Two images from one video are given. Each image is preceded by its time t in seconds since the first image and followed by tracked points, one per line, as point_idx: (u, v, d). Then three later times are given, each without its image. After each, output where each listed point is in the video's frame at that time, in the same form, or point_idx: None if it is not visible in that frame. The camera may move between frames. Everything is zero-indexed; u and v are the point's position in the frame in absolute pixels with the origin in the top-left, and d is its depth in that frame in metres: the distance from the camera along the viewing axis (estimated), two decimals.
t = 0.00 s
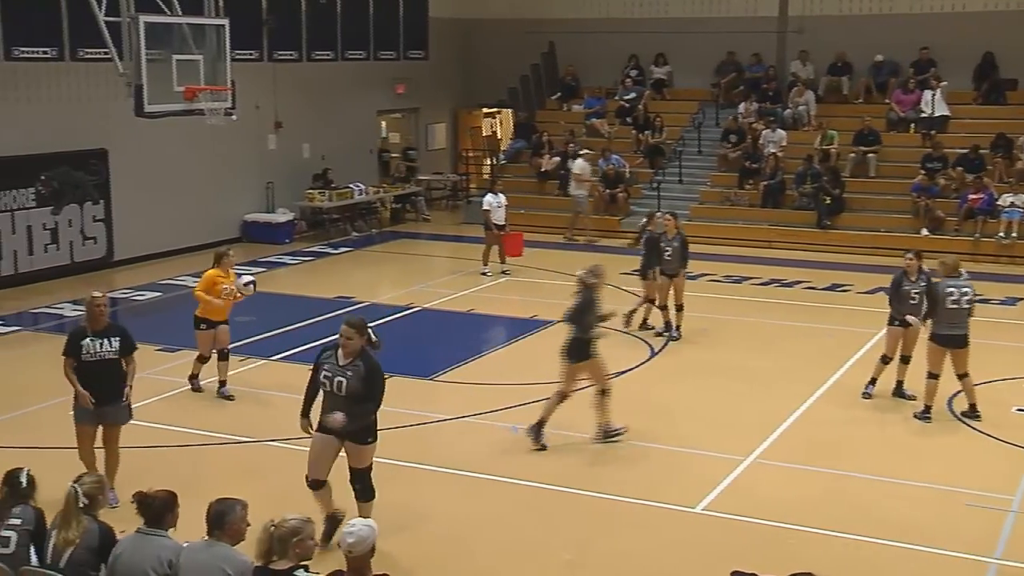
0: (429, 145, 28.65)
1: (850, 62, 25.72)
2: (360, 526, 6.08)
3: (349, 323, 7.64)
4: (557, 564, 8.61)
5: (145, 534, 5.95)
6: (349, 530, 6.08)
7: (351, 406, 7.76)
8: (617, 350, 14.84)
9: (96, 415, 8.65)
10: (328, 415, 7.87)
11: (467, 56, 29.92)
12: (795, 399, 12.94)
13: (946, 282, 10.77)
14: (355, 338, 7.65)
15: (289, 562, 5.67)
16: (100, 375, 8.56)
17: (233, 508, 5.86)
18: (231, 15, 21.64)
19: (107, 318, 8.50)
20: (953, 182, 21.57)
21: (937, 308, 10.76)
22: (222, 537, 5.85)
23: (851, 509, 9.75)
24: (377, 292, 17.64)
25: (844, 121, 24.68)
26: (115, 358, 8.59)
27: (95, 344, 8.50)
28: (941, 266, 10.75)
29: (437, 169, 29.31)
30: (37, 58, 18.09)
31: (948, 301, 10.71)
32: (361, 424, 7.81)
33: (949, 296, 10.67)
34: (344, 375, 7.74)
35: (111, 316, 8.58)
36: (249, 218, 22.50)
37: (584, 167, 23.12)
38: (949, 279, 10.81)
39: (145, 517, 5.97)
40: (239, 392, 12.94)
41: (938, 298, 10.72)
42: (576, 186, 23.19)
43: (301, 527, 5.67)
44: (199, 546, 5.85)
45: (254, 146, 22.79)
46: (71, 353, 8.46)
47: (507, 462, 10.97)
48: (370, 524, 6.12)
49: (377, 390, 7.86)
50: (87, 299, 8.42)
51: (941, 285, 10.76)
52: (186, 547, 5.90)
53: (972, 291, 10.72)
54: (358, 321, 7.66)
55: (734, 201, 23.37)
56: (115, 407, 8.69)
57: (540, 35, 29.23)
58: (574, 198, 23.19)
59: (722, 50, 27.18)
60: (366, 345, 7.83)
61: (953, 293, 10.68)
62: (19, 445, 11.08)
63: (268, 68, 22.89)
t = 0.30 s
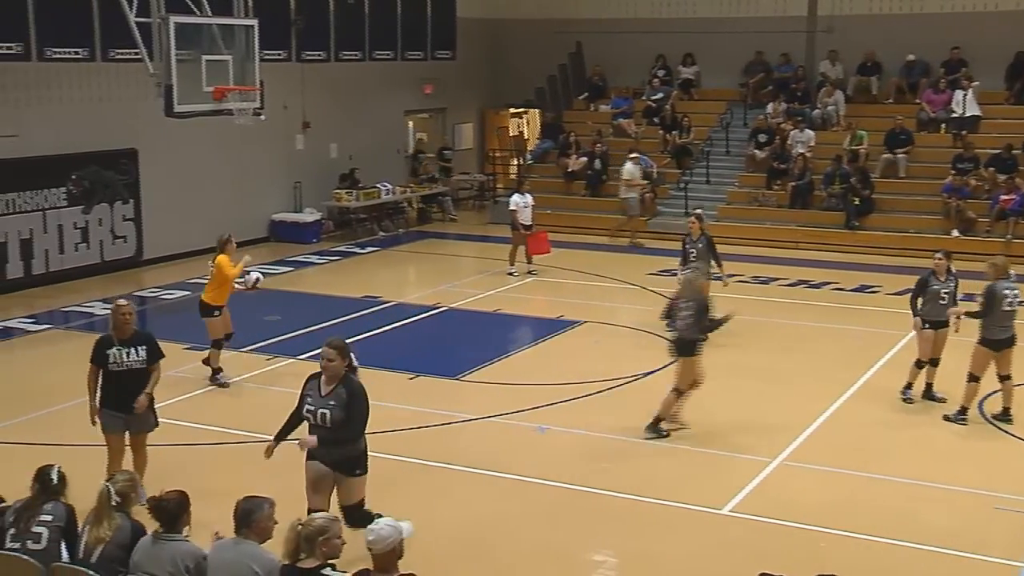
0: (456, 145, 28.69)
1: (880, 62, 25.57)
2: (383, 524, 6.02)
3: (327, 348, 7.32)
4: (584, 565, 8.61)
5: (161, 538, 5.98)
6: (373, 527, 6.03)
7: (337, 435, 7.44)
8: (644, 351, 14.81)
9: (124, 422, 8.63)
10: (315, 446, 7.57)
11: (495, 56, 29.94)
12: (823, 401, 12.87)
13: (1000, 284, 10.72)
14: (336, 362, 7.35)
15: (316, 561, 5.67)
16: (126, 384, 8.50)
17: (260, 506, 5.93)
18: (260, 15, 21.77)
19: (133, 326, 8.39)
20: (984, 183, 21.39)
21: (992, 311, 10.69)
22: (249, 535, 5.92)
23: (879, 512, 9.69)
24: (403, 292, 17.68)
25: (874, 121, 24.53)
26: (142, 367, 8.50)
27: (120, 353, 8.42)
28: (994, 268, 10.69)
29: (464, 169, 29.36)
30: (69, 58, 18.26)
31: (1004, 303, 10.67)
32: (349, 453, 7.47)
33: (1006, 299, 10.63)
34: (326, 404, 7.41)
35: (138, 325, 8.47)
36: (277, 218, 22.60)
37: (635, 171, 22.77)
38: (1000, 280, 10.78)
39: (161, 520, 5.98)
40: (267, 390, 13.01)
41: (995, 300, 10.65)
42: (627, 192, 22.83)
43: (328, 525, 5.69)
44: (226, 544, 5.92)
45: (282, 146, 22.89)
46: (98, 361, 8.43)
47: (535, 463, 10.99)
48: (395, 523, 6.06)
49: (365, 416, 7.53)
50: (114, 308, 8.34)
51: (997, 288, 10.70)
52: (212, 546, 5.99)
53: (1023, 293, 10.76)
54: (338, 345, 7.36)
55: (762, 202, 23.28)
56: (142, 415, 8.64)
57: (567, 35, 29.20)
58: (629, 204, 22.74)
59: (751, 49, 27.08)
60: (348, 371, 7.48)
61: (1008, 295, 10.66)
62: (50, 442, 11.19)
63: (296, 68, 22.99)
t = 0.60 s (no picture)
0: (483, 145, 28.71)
1: (911, 61, 25.39)
2: (409, 524, 5.95)
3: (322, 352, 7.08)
4: (610, 565, 8.60)
5: (188, 536, 6.02)
6: (399, 527, 5.96)
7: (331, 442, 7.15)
8: (672, 352, 14.77)
9: (147, 430, 8.35)
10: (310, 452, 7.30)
11: (522, 56, 29.94)
12: (852, 403, 12.79)
13: None
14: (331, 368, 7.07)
15: (344, 560, 5.68)
16: (151, 390, 8.25)
17: (288, 505, 5.97)
18: (289, 16, 21.88)
19: (158, 329, 8.19)
20: (1017, 184, 21.19)
21: None
22: (278, 533, 5.96)
23: (907, 514, 9.63)
24: (429, 292, 17.70)
25: (905, 122, 24.37)
26: (167, 371, 8.31)
27: (146, 357, 8.19)
28: None
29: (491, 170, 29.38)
30: (101, 59, 18.39)
31: None
32: (342, 462, 7.16)
33: None
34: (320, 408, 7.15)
35: (160, 328, 8.26)
36: (305, 217, 22.70)
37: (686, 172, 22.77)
38: None
39: (186, 520, 6.02)
40: (296, 390, 13.07)
41: None
42: (679, 193, 22.93)
43: (355, 525, 5.69)
44: (256, 542, 5.96)
45: (310, 146, 22.98)
46: (122, 367, 8.13)
47: (561, 463, 10.99)
48: (421, 523, 5.98)
49: (361, 424, 7.21)
50: (138, 311, 8.07)
51: None
52: (241, 543, 6.05)
53: None
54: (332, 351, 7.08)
55: (791, 202, 23.16)
56: (166, 421, 8.39)
57: (595, 36, 29.15)
58: (673, 203, 22.96)
59: (780, 49, 26.94)
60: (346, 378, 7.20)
61: None
62: (82, 440, 11.28)
63: (324, 68, 23.08)
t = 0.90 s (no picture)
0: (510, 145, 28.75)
1: (941, 60, 25.20)
2: (435, 524, 5.84)
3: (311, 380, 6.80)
4: (635, 567, 8.58)
5: (217, 534, 6.06)
6: (425, 525, 5.87)
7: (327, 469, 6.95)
8: (699, 353, 14.73)
9: (177, 438, 8.22)
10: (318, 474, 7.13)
11: (549, 57, 29.95)
12: (880, 405, 12.71)
13: None
14: (320, 397, 6.76)
15: (370, 558, 5.66)
16: (181, 397, 8.14)
17: (315, 504, 5.98)
18: (317, 16, 21.97)
19: (188, 335, 8.08)
20: None
21: None
22: (303, 531, 5.96)
23: (935, 518, 9.54)
24: (455, 292, 17.72)
25: (935, 122, 24.22)
26: (196, 377, 8.21)
27: (176, 364, 8.07)
28: None
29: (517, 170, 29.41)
30: (131, 60, 18.54)
31: None
32: (341, 488, 6.96)
33: None
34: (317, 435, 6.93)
35: (189, 333, 8.15)
36: (331, 217, 22.78)
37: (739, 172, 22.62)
38: None
39: (214, 518, 6.04)
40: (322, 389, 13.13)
41: None
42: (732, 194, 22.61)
43: (379, 524, 5.67)
44: (282, 540, 5.97)
45: (337, 146, 23.05)
46: (153, 375, 7.99)
47: (588, 464, 10.96)
48: (448, 523, 5.87)
49: (357, 450, 6.94)
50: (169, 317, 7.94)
51: None
52: (268, 541, 6.04)
53: None
54: (322, 378, 6.73)
55: (819, 203, 23.06)
56: (194, 429, 8.29)
57: (622, 36, 29.09)
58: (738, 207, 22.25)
59: (809, 49, 26.81)
60: (341, 404, 6.89)
61: None
62: (112, 438, 11.36)
63: (351, 68, 23.16)
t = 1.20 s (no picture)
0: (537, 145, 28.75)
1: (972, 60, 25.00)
2: (460, 524, 5.77)
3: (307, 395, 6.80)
4: (661, 568, 8.55)
5: (247, 533, 6.08)
6: (451, 526, 5.80)
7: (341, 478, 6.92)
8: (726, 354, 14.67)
9: (211, 442, 8.23)
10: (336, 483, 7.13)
11: (576, 57, 29.92)
12: (910, 408, 12.61)
13: None
14: (316, 409, 6.75)
15: (397, 557, 5.67)
16: (214, 401, 8.17)
17: (343, 502, 6.01)
18: (345, 16, 22.06)
19: (220, 337, 8.12)
20: None
21: None
22: (330, 530, 5.98)
23: (965, 521, 9.46)
24: (481, 292, 17.73)
25: (965, 122, 24.06)
26: (229, 380, 8.23)
27: (208, 366, 8.12)
28: None
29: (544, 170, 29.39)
30: (160, 60, 18.66)
31: None
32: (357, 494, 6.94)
33: None
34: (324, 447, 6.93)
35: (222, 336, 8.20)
36: (359, 217, 22.84)
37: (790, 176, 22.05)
38: None
39: (245, 517, 6.06)
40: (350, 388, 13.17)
41: None
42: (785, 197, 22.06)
43: (407, 523, 5.68)
44: (309, 538, 5.99)
45: (364, 146, 23.11)
46: (185, 377, 8.06)
47: (615, 465, 10.94)
48: (475, 523, 5.80)
49: (368, 454, 6.90)
50: (200, 319, 8.00)
51: None
52: (296, 540, 6.05)
53: None
54: (316, 392, 6.72)
55: (848, 203, 22.91)
56: (229, 433, 8.30)
57: (650, 36, 29.00)
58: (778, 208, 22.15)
59: (839, 49, 26.66)
60: (342, 413, 6.85)
61: None
62: (143, 435, 11.43)
63: (379, 68, 23.22)
